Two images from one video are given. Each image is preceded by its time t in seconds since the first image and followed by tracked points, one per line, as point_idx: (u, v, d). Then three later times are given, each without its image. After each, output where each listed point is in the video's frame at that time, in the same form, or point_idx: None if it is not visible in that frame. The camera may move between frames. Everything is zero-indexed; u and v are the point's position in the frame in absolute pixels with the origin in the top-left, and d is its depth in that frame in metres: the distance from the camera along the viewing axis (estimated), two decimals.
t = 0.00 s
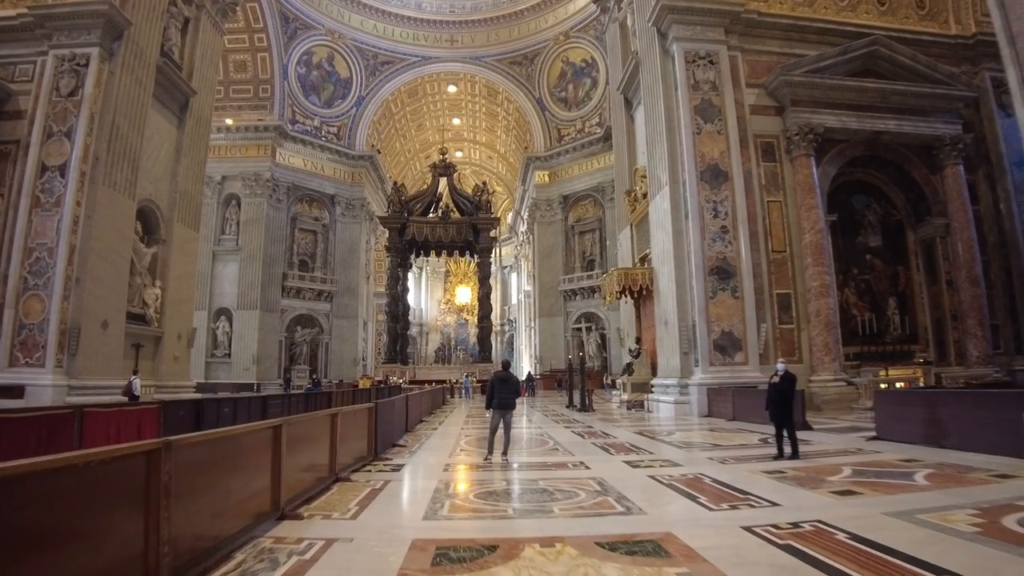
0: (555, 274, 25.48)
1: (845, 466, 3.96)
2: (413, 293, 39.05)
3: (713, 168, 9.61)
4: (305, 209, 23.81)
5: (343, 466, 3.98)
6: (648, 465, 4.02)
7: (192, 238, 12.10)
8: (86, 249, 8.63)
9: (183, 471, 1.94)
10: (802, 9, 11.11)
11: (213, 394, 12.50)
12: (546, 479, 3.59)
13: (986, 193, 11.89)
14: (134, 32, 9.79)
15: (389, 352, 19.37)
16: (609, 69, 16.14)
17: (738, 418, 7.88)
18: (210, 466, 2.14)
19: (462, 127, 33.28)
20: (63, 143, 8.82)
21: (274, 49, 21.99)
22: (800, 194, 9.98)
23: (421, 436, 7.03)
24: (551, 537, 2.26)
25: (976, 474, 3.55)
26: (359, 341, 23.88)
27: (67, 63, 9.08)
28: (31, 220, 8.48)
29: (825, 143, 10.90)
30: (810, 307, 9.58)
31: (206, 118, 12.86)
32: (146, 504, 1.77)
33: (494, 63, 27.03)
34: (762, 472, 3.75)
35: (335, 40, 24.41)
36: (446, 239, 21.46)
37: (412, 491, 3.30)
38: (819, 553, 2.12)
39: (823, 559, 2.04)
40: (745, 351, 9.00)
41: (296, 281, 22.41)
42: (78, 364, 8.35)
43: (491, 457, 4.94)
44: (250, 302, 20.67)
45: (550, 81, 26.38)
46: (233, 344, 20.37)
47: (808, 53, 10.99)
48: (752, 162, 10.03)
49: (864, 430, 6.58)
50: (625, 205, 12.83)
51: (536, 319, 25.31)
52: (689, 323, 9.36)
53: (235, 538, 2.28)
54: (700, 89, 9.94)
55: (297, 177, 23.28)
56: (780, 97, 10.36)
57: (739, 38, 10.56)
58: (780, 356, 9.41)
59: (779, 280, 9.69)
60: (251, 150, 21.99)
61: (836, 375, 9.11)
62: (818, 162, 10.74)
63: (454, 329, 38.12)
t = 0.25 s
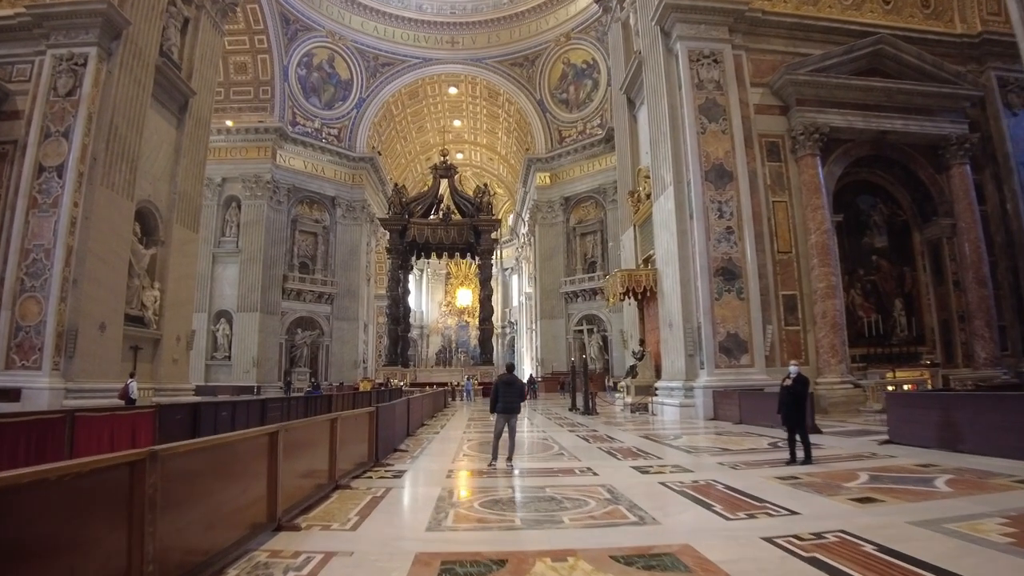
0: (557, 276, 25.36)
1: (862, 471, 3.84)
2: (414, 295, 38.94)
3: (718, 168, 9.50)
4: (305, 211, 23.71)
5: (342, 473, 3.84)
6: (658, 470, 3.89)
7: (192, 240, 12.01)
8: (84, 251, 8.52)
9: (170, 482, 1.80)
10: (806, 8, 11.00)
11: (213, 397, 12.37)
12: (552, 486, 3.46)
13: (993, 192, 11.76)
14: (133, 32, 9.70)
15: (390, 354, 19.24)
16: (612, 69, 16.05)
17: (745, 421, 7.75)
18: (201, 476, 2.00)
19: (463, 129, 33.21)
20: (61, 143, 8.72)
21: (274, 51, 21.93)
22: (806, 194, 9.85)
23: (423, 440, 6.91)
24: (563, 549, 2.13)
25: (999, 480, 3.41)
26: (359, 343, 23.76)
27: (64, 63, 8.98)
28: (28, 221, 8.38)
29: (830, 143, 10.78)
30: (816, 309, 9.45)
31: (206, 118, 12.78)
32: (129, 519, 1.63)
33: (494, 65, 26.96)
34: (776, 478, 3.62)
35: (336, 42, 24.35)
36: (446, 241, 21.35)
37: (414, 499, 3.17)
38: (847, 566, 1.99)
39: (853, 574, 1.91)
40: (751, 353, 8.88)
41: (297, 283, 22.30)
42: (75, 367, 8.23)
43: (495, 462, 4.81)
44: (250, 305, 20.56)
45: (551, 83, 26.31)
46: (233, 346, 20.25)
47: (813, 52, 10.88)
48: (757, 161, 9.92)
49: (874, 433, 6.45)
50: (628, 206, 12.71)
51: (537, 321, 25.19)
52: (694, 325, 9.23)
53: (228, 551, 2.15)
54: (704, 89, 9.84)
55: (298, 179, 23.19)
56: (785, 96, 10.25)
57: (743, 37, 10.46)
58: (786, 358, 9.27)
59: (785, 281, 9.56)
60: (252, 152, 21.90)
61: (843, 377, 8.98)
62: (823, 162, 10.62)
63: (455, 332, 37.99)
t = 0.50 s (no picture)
0: (558, 275, 25.23)
1: (879, 472, 3.71)
2: (415, 295, 38.83)
3: (723, 165, 9.38)
4: (306, 211, 23.60)
5: (342, 475, 3.71)
6: (669, 472, 3.77)
7: (192, 239, 11.91)
8: (82, 249, 8.41)
9: (155, 486, 1.67)
10: (812, 3, 10.88)
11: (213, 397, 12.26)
12: (561, 488, 3.34)
13: (1000, 190, 11.64)
14: (131, 29, 9.59)
15: (391, 355, 19.12)
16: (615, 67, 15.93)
17: (752, 421, 7.62)
18: (190, 479, 1.88)
19: (464, 129, 33.10)
20: (59, 140, 8.61)
21: (275, 50, 21.84)
22: (812, 192, 9.73)
23: (425, 441, 6.79)
24: (577, 555, 2.02)
25: None
26: (360, 343, 23.64)
27: (62, 59, 8.87)
28: (25, 218, 8.28)
29: (836, 140, 10.67)
30: (822, 307, 9.33)
31: (206, 116, 12.67)
32: (109, 525, 1.51)
33: (495, 64, 26.85)
34: (791, 480, 3.51)
35: (336, 41, 24.25)
36: (448, 240, 21.23)
37: (418, 502, 3.05)
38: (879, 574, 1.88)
39: None
40: (757, 352, 8.77)
41: (297, 283, 22.19)
42: (73, 367, 8.12)
43: (499, 463, 4.69)
44: (251, 305, 20.45)
45: (552, 82, 26.20)
46: (233, 346, 20.15)
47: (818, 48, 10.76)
48: (763, 158, 9.81)
49: (885, 433, 6.32)
50: (632, 204, 12.59)
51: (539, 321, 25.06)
52: (699, 324, 9.11)
53: (220, 558, 2.03)
54: (709, 85, 9.73)
55: (299, 178, 23.08)
56: (791, 93, 10.13)
57: (748, 33, 10.35)
58: (792, 358, 9.14)
59: (790, 280, 9.44)
60: (252, 151, 21.80)
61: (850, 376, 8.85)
62: (829, 159, 10.49)
63: (456, 331, 37.87)
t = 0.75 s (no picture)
0: (560, 275, 25.09)
1: (897, 477, 3.60)
2: (416, 295, 38.72)
3: (729, 164, 9.26)
4: (307, 211, 23.48)
5: (343, 481, 3.59)
6: (679, 477, 3.65)
7: (191, 238, 11.80)
8: (79, 249, 8.29)
9: (139, 499, 1.55)
10: None
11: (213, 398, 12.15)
12: (570, 495, 3.22)
13: (1008, 189, 11.50)
14: (130, 26, 9.47)
15: (392, 355, 19.00)
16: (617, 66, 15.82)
17: (759, 423, 7.50)
18: (179, 491, 1.75)
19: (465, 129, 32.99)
20: (56, 138, 8.49)
21: (275, 49, 21.75)
22: (818, 190, 9.61)
23: (428, 443, 6.67)
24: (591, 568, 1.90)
25: None
26: (361, 344, 23.53)
27: (60, 56, 8.76)
28: (22, 217, 8.16)
29: (842, 138, 10.55)
30: (829, 307, 9.20)
31: (206, 114, 12.56)
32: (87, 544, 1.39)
33: (497, 63, 26.73)
34: (807, 485, 3.39)
35: (337, 40, 24.15)
36: (449, 240, 21.11)
37: (421, 509, 2.93)
38: None
39: None
40: (763, 353, 8.66)
41: (298, 283, 22.08)
42: (71, 367, 8.02)
43: (504, 467, 4.58)
44: (251, 305, 20.34)
45: (554, 82, 26.09)
46: (234, 346, 20.04)
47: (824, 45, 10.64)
48: (768, 156, 9.70)
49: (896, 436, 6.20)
50: (636, 203, 12.46)
51: (540, 321, 24.93)
52: (705, 325, 8.99)
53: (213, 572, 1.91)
54: (714, 82, 9.61)
55: (299, 178, 22.98)
56: (796, 90, 10.01)
57: (753, 30, 10.24)
58: (798, 359, 9.02)
59: (797, 279, 9.32)
60: (252, 151, 21.70)
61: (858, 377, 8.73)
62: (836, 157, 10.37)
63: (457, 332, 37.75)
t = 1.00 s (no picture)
0: (561, 276, 24.98)
1: (913, 480, 3.49)
2: (416, 296, 38.62)
3: (733, 162, 9.16)
4: (306, 211, 23.38)
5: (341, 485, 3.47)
6: (689, 480, 3.54)
7: (190, 238, 11.70)
8: (75, 248, 8.18)
9: (115, 509, 1.43)
10: None
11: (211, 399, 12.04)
12: (576, 499, 3.11)
13: (1013, 188, 11.39)
14: (127, 23, 9.35)
15: (392, 356, 18.89)
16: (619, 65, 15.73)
17: (764, 424, 7.40)
18: (162, 498, 1.64)
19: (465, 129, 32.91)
20: (52, 136, 8.36)
21: (275, 49, 21.67)
22: (823, 189, 9.50)
23: (428, 445, 6.57)
24: None
25: None
26: (361, 344, 23.42)
27: (57, 53, 8.66)
28: (18, 215, 8.05)
29: (846, 136, 10.45)
30: (834, 307, 9.09)
31: (205, 112, 12.45)
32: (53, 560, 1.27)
33: (497, 63, 26.64)
34: (821, 488, 3.28)
35: (337, 40, 24.07)
36: (449, 240, 21.01)
37: (422, 515, 2.82)
38: None
39: None
40: (767, 353, 8.56)
41: (297, 283, 21.97)
42: (67, 367, 7.91)
43: (507, 470, 4.47)
44: (251, 305, 20.24)
45: (554, 81, 25.99)
46: (233, 347, 19.93)
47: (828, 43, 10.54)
48: (772, 154, 9.60)
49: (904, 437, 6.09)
50: (638, 202, 12.35)
51: (541, 322, 24.83)
52: (709, 325, 8.89)
53: None
54: (718, 80, 9.51)
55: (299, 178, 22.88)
56: (800, 88, 9.91)
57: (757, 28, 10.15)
58: (803, 359, 8.92)
59: (801, 279, 9.22)
60: (252, 150, 21.60)
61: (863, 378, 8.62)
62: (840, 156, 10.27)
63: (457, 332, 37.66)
